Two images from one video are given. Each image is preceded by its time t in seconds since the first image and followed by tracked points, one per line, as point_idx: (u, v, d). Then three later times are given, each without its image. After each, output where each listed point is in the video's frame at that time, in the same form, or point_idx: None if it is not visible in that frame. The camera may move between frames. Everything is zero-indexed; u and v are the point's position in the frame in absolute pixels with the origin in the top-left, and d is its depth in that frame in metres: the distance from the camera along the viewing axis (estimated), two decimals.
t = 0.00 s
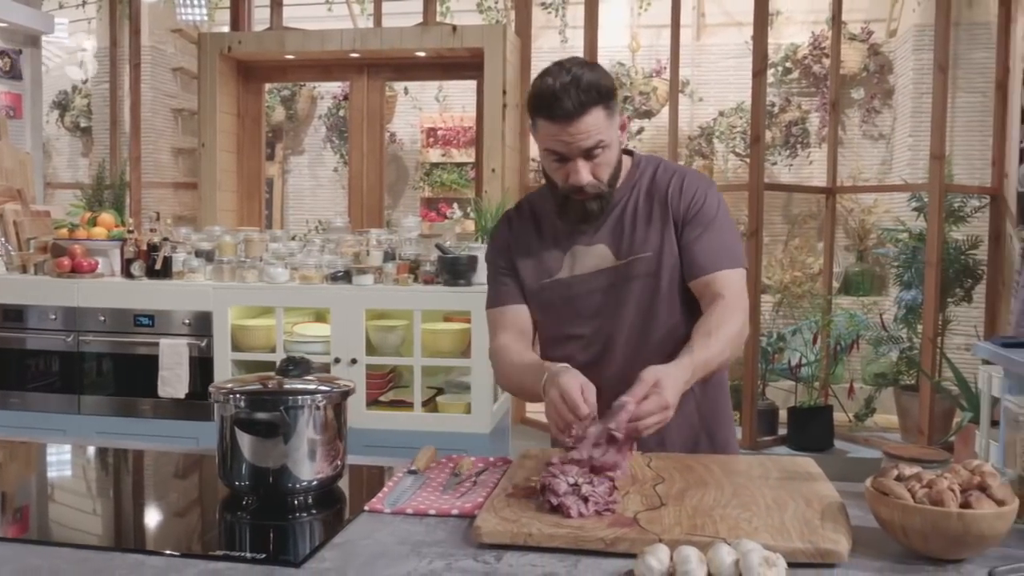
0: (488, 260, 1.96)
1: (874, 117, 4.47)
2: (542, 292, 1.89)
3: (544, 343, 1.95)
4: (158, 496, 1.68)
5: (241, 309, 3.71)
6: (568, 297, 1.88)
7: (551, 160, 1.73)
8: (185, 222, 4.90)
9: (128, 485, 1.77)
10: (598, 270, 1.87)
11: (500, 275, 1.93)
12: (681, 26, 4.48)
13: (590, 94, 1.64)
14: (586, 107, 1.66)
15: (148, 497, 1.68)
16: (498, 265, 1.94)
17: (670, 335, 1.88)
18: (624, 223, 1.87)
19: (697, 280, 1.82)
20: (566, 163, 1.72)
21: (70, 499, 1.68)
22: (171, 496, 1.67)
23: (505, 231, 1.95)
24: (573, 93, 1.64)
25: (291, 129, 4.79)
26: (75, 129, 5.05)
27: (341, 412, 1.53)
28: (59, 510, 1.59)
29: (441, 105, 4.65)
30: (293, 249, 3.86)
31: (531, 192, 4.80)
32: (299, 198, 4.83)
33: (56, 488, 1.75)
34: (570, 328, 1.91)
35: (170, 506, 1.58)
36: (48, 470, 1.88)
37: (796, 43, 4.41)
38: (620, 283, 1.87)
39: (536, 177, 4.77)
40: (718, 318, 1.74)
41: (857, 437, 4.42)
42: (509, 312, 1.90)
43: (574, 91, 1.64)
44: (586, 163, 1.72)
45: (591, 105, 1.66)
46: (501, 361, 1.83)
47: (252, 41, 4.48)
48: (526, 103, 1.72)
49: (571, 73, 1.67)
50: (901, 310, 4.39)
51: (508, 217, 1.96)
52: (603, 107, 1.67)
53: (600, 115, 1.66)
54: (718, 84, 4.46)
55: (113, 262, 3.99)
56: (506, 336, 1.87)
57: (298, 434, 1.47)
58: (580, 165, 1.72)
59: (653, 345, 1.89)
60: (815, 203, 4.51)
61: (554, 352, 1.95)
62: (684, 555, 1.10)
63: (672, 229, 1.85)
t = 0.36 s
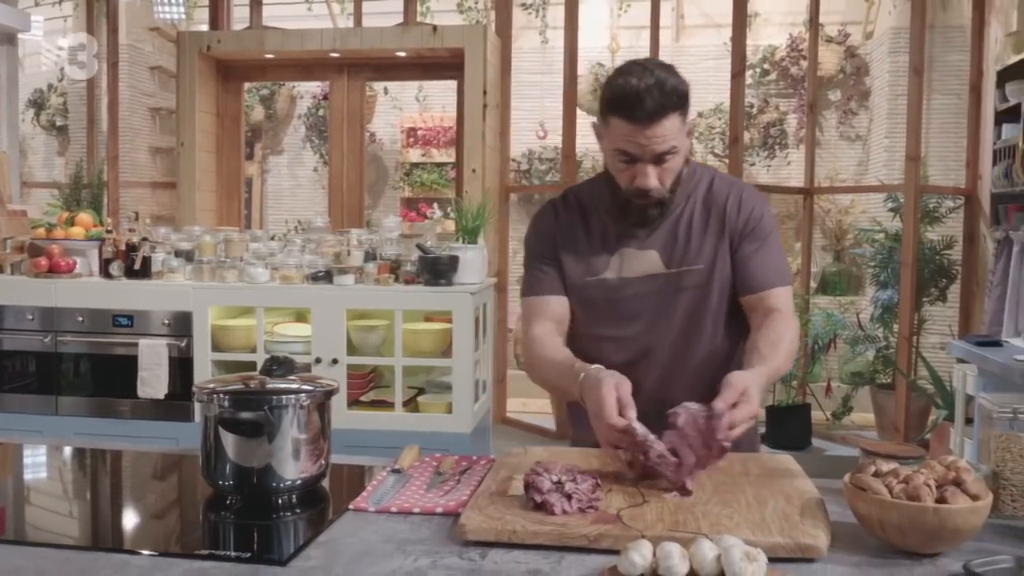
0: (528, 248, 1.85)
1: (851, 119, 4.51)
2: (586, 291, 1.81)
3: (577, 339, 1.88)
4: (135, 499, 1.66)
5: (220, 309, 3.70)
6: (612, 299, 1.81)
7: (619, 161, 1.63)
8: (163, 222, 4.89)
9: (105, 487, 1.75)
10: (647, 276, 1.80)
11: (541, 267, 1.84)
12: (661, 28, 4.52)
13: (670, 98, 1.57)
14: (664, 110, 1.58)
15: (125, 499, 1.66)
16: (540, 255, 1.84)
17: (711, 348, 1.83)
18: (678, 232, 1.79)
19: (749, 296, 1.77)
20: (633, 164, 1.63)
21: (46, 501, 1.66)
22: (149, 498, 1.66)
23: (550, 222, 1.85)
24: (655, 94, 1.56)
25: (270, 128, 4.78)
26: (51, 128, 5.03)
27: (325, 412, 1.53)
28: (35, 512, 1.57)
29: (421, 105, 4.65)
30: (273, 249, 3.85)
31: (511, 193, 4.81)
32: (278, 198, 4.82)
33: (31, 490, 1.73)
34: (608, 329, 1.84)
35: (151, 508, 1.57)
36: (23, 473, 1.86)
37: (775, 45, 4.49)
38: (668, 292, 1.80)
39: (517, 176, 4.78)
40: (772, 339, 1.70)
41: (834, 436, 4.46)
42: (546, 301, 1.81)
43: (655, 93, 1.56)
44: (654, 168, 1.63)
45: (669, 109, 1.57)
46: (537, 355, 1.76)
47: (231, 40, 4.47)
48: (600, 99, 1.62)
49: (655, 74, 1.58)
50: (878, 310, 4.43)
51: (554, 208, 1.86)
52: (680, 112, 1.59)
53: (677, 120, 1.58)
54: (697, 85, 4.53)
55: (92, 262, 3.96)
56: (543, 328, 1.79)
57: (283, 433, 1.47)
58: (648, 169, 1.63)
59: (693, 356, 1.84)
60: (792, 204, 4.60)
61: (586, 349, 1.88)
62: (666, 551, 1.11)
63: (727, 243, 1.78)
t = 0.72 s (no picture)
0: (573, 243, 1.83)
1: (827, 120, 4.52)
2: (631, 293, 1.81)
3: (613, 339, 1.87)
4: (111, 500, 1.65)
5: (198, 309, 3.68)
6: (656, 303, 1.81)
7: (680, 164, 1.60)
8: (139, 222, 4.86)
9: (79, 488, 1.74)
10: (692, 284, 1.79)
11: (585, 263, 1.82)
12: (638, 29, 4.56)
13: (743, 107, 1.53)
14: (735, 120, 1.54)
15: (100, 501, 1.65)
16: (586, 252, 1.81)
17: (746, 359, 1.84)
18: (726, 242, 1.78)
19: (785, 309, 1.76)
20: (695, 169, 1.60)
21: (19, 503, 1.64)
22: (124, 500, 1.64)
23: (597, 220, 1.83)
24: (730, 102, 1.52)
25: (246, 128, 4.76)
26: (24, 127, 4.97)
27: (307, 412, 1.54)
28: (8, 514, 1.55)
29: (398, 105, 4.66)
30: (251, 249, 3.83)
31: (489, 193, 4.83)
32: (255, 197, 4.80)
33: (5, 492, 1.71)
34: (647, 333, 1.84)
35: (130, 509, 1.56)
36: None
37: (750, 47, 4.55)
38: (711, 300, 1.80)
39: (495, 176, 4.80)
40: (812, 354, 1.67)
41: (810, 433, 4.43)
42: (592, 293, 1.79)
43: (730, 101, 1.52)
44: (714, 176, 1.61)
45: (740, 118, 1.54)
46: (572, 357, 1.70)
47: (208, 40, 4.45)
48: (672, 98, 1.58)
49: (732, 82, 1.53)
50: (852, 309, 4.50)
51: (601, 205, 1.84)
52: (751, 123, 1.55)
53: (747, 132, 1.55)
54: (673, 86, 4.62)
55: (67, 262, 3.91)
56: (583, 322, 1.76)
57: (265, 433, 1.47)
58: (709, 178, 1.61)
59: (727, 365, 1.85)
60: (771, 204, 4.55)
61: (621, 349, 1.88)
62: (648, 546, 1.14)
63: (773, 257, 1.78)
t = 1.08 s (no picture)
0: (571, 243, 1.86)
1: (802, 122, 4.56)
2: (629, 295, 1.83)
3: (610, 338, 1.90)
4: (86, 503, 1.63)
5: (176, 310, 3.66)
6: (653, 306, 1.83)
7: (685, 171, 1.62)
8: (115, 222, 4.82)
9: (54, 489, 1.72)
10: (690, 288, 1.81)
11: (583, 263, 1.85)
12: (616, 30, 4.59)
13: (752, 119, 1.54)
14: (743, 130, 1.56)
15: (76, 503, 1.63)
16: (584, 252, 1.84)
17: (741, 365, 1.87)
18: (726, 248, 1.80)
19: (780, 318, 1.82)
20: (699, 176, 1.62)
21: None
22: (100, 502, 1.63)
23: (596, 221, 1.85)
24: (739, 113, 1.53)
25: (223, 128, 4.74)
26: None
27: (290, 412, 1.54)
28: None
29: (377, 105, 4.66)
30: (231, 249, 3.82)
31: (468, 193, 4.84)
32: (232, 197, 4.78)
33: None
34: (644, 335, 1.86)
35: (111, 510, 1.56)
36: None
37: (727, 49, 4.58)
38: (709, 306, 1.82)
39: (474, 177, 4.81)
40: (796, 359, 1.77)
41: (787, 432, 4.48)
42: (583, 297, 1.84)
43: (740, 112, 1.53)
44: (717, 184, 1.63)
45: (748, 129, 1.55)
46: (563, 355, 1.80)
47: (185, 39, 4.43)
48: (680, 105, 1.59)
49: (741, 93, 1.55)
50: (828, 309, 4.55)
51: (601, 207, 1.86)
52: (758, 134, 1.57)
53: (754, 143, 1.56)
54: (650, 87, 4.65)
55: (43, 262, 3.87)
56: (572, 327, 1.83)
57: (248, 432, 1.47)
58: (712, 187, 1.63)
59: (723, 370, 1.87)
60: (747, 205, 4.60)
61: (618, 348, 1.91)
62: (631, 543, 1.15)
63: (771, 263, 1.80)
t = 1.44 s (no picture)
0: (554, 243, 1.88)
1: (783, 122, 4.60)
2: (612, 295, 1.85)
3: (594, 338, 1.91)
4: (66, 505, 1.62)
5: (159, 310, 3.64)
6: (636, 306, 1.84)
7: (667, 172, 1.64)
8: (96, 222, 4.79)
9: (34, 491, 1.70)
10: (672, 288, 1.83)
11: (566, 262, 1.87)
12: (598, 31, 4.60)
13: (732, 119, 1.56)
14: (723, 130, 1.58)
15: (56, 504, 1.62)
16: (567, 252, 1.86)
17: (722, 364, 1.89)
18: (707, 248, 1.82)
19: (759, 317, 1.84)
20: (681, 177, 1.64)
21: None
22: (80, 504, 1.62)
23: (579, 221, 1.87)
24: (719, 113, 1.56)
25: (204, 127, 4.72)
26: None
27: (278, 412, 1.54)
28: None
29: (359, 105, 4.65)
30: (213, 249, 3.80)
31: (451, 193, 4.84)
32: (214, 197, 4.76)
33: None
34: (627, 334, 1.88)
35: (96, 511, 1.55)
36: None
37: (709, 50, 4.60)
38: (690, 305, 1.84)
39: (457, 177, 4.82)
40: (769, 356, 1.79)
41: (768, 430, 4.51)
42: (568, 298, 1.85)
43: (719, 112, 1.56)
44: (699, 184, 1.65)
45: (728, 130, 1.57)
46: (551, 357, 1.81)
47: (167, 37, 4.40)
48: (661, 107, 1.62)
49: (720, 93, 1.57)
50: (809, 308, 4.59)
51: (584, 208, 1.88)
52: (738, 135, 1.59)
53: (734, 143, 1.58)
54: (633, 88, 4.66)
55: (23, 262, 3.81)
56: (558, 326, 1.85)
57: (237, 432, 1.48)
58: (694, 187, 1.65)
59: (705, 370, 1.88)
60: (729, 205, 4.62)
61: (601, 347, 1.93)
62: (619, 540, 1.17)
63: (750, 263, 1.83)
